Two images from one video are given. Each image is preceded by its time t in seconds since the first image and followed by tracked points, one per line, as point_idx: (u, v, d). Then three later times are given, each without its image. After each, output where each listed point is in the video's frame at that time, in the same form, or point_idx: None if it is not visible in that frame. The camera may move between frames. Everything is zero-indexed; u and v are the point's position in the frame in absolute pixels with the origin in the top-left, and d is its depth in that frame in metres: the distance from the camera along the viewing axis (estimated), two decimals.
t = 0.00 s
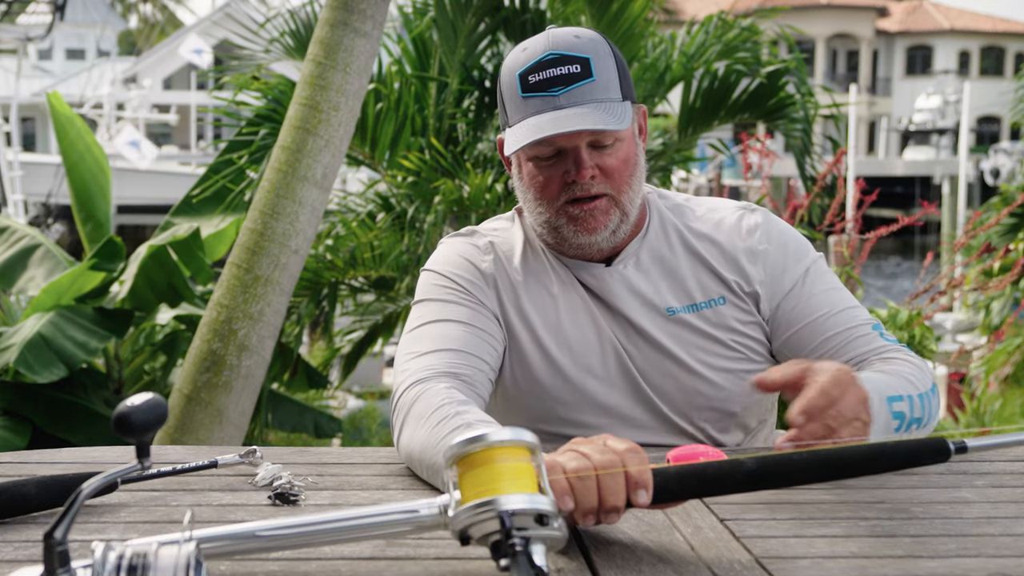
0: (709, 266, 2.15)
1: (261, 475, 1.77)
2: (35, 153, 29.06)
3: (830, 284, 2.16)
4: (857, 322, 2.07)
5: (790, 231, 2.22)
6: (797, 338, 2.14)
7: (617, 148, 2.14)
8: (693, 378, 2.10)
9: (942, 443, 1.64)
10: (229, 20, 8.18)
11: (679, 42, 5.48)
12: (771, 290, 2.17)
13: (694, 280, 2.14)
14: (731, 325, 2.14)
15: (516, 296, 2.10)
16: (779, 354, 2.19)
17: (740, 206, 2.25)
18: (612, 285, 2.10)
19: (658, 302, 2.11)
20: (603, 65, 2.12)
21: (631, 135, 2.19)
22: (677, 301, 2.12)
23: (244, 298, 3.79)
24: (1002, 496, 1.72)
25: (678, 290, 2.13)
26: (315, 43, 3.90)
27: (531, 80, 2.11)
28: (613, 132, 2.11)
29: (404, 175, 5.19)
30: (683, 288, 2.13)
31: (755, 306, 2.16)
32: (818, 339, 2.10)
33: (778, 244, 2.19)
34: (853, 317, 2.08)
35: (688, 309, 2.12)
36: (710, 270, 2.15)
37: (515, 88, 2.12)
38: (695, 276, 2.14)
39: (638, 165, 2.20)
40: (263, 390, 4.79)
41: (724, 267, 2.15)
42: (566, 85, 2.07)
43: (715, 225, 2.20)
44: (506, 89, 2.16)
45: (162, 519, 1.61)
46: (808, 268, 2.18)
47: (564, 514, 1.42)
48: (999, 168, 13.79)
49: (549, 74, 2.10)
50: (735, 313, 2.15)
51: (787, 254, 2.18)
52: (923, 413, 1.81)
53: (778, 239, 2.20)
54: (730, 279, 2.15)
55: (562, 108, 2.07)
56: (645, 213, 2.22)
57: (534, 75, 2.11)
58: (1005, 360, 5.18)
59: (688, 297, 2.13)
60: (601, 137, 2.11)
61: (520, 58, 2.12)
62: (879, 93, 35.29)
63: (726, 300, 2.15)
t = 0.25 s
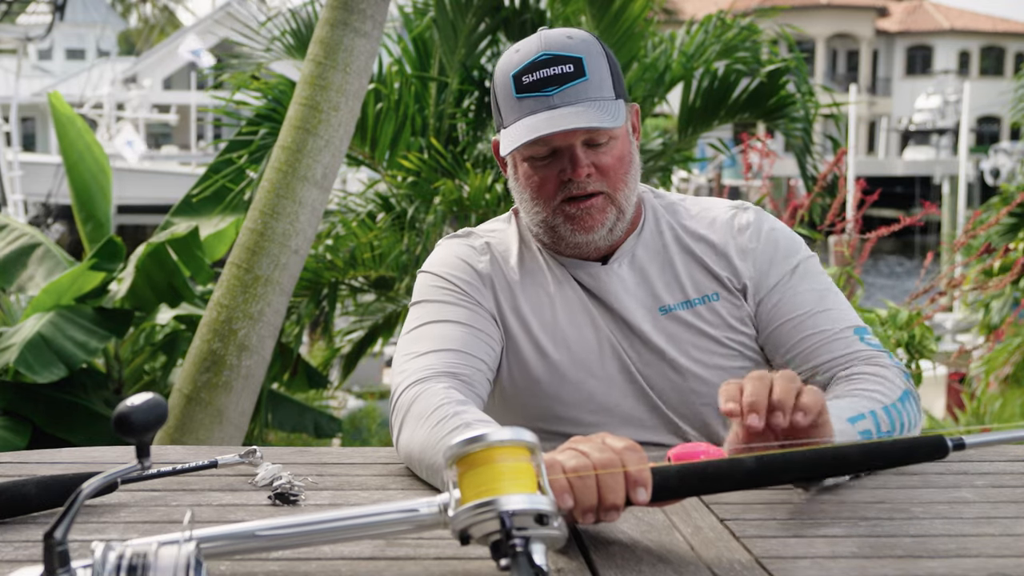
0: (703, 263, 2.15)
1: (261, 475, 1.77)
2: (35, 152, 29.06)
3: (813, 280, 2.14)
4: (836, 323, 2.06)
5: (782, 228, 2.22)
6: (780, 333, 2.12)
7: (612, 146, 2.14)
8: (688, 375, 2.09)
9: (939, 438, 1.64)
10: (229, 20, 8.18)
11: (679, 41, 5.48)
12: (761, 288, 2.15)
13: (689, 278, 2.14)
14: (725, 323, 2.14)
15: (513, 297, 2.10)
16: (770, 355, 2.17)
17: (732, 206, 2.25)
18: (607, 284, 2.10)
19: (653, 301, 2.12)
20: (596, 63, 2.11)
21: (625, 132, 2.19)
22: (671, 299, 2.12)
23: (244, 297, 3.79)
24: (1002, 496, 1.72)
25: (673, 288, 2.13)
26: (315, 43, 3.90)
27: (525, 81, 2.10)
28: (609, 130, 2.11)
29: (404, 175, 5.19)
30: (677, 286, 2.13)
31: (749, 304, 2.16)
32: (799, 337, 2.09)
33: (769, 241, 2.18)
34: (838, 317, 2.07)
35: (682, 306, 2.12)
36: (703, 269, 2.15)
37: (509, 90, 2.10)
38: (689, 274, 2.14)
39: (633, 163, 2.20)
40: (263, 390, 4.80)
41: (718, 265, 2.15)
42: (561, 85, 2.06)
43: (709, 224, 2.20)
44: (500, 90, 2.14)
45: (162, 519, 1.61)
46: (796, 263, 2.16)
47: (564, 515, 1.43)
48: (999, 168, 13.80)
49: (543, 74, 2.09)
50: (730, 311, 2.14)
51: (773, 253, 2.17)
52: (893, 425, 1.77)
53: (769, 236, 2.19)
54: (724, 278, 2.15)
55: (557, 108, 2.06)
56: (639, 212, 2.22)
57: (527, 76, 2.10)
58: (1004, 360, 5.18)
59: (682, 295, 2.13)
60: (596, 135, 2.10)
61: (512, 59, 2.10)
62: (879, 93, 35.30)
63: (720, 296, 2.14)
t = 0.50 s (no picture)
0: (696, 264, 2.14)
1: (261, 475, 1.77)
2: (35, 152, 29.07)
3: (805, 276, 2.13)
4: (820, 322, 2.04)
5: (775, 228, 2.21)
6: (767, 328, 2.11)
7: (605, 149, 2.13)
8: (683, 375, 2.09)
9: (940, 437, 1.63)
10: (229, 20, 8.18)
11: (679, 41, 5.47)
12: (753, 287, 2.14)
13: (684, 279, 2.13)
14: (718, 323, 2.13)
15: (509, 297, 2.10)
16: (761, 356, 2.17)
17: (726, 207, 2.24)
18: (603, 285, 2.10)
19: (648, 302, 2.11)
20: (588, 66, 2.10)
21: (618, 132, 2.18)
22: (666, 299, 2.12)
23: (244, 298, 3.79)
24: (1002, 496, 1.72)
25: (667, 289, 2.13)
26: (315, 42, 3.90)
27: (518, 84, 2.09)
28: (601, 133, 2.10)
29: (404, 175, 5.18)
30: (672, 287, 2.13)
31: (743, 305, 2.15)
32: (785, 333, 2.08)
33: (761, 241, 2.17)
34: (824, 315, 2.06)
35: (676, 306, 2.12)
36: (698, 269, 2.14)
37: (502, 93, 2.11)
38: (684, 275, 2.14)
39: (627, 164, 2.19)
40: (263, 390, 4.80)
41: (713, 265, 2.15)
42: (553, 88, 2.06)
43: (704, 224, 2.19)
44: (494, 94, 2.15)
45: (162, 518, 1.61)
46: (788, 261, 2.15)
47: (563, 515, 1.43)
48: (1000, 168, 13.80)
49: (536, 78, 2.08)
50: (724, 311, 2.14)
51: (766, 252, 2.16)
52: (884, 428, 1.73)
53: (763, 235, 2.18)
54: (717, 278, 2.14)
55: (550, 112, 2.06)
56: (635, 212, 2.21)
57: (520, 80, 2.10)
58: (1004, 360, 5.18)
59: (676, 295, 2.12)
60: (589, 138, 2.09)
61: (506, 63, 2.11)
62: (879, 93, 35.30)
63: (713, 296, 2.14)
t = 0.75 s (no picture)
0: (694, 269, 2.14)
1: (261, 475, 1.77)
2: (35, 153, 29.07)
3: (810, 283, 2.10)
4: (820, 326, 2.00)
5: (778, 232, 2.20)
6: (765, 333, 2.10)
7: (606, 152, 2.11)
8: (676, 380, 2.10)
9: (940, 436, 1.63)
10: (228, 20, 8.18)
11: (679, 41, 5.47)
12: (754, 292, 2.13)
13: (681, 283, 2.13)
14: (714, 328, 2.13)
15: (509, 298, 2.11)
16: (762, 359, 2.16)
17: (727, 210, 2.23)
18: (601, 288, 2.10)
19: (646, 307, 2.12)
20: (588, 68, 2.09)
21: (619, 134, 2.16)
22: (664, 304, 2.12)
23: (244, 298, 3.79)
24: (1002, 496, 1.72)
25: (665, 294, 2.13)
26: (315, 42, 3.90)
27: (517, 87, 2.08)
28: (603, 137, 2.08)
29: (403, 175, 5.18)
30: (671, 291, 2.13)
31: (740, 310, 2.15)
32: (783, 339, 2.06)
33: (762, 245, 2.16)
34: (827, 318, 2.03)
35: (674, 311, 2.12)
36: (696, 273, 2.14)
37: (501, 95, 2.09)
38: (681, 279, 2.14)
39: (627, 166, 2.18)
40: (263, 390, 4.80)
41: (711, 269, 2.14)
42: (553, 91, 2.05)
43: (703, 227, 2.19)
44: (492, 96, 2.13)
45: (162, 518, 1.61)
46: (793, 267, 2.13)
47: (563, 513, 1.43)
48: (1000, 168, 13.80)
49: (535, 80, 2.07)
50: (721, 317, 2.14)
51: (770, 255, 2.15)
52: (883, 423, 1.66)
53: (765, 239, 2.17)
54: (715, 283, 2.14)
55: (550, 115, 2.04)
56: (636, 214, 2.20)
57: (519, 82, 2.08)
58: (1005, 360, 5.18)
59: (674, 300, 2.13)
60: (589, 142, 2.07)
61: (504, 65, 2.09)
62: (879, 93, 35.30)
63: (710, 303, 2.14)
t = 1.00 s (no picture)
0: (696, 273, 2.14)
1: (261, 475, 1.77)
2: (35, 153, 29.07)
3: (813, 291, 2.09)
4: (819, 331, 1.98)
5: (784, 238, 2.20)
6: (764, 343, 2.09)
7: (614, 153, 2.10)
8: (673, 386, 2.10)
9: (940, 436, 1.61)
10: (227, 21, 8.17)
11: (679, 41, 5.46)
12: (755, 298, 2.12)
13: (683, 287, 2.13)
14: (715, 333, 2.12)
15: (511, 298, 2.11)
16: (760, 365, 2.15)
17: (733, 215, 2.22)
18: (603, 291, 2.10)
19: (646, 311, 2.11)
20: (600, 69, 2.11)
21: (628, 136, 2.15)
22: (665, 308, 2.12)
23: (244, 298, 3.79)
24: (1002, 496, 1.72)
25: (667, 298, 2.12)
26: (315, 42, 3.90)
27: (527, 86, 2.10)
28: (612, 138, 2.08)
29: (403, 174, 5.18)
30: (672, 295, 2.13)
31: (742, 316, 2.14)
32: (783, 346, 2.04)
33: (767, 250, 2.15)
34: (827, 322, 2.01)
35: (675, 316, 2.12)
36: (698, 276, 2.13)
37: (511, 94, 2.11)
38: (683, 282, 2.13)
39: (636, 167, 2.17)
40: (263, 390, 4.80)
41: (713, 274, 2.14)
42: (563, 90, 2.06)
43: (707, 230, 2.18)
44: (503, 95, 2.15)
45: (162, 519, 1.61)
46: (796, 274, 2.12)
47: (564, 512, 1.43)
48: (1000, 167, 13.80)
49: (547, 79, 2.09)
50: (722, 321, 2.13)
51: (773, 262, 2.14)
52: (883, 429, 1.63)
53: (768, 244, 2.16)
54: (716, 288, 2.13)
55: (561, 114, 2.06)
56: (642, 216, 2.19)
57: (530, 81, 2.10)
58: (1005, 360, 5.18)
59: (675, 304, 2.12)
60: (598, 143, 2.07)
61: (516, 64, 2.11)
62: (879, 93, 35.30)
63: (711, 309, 2.13)
